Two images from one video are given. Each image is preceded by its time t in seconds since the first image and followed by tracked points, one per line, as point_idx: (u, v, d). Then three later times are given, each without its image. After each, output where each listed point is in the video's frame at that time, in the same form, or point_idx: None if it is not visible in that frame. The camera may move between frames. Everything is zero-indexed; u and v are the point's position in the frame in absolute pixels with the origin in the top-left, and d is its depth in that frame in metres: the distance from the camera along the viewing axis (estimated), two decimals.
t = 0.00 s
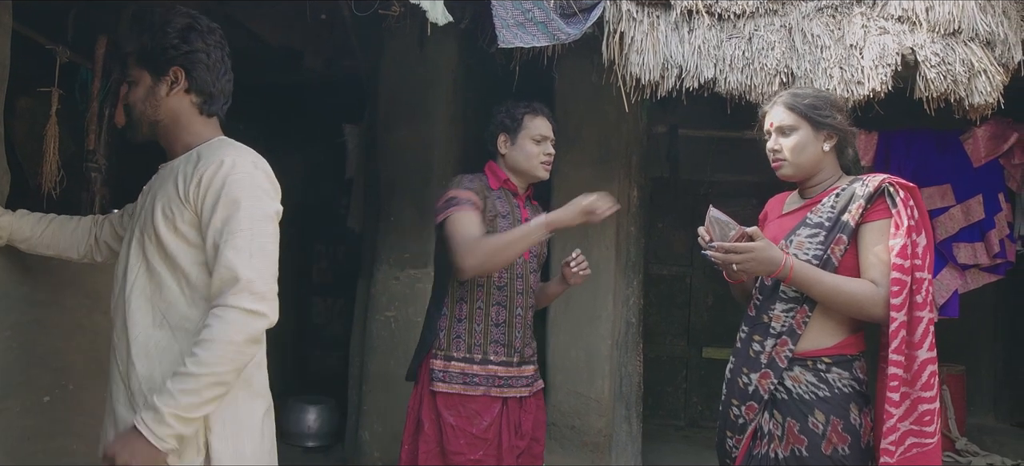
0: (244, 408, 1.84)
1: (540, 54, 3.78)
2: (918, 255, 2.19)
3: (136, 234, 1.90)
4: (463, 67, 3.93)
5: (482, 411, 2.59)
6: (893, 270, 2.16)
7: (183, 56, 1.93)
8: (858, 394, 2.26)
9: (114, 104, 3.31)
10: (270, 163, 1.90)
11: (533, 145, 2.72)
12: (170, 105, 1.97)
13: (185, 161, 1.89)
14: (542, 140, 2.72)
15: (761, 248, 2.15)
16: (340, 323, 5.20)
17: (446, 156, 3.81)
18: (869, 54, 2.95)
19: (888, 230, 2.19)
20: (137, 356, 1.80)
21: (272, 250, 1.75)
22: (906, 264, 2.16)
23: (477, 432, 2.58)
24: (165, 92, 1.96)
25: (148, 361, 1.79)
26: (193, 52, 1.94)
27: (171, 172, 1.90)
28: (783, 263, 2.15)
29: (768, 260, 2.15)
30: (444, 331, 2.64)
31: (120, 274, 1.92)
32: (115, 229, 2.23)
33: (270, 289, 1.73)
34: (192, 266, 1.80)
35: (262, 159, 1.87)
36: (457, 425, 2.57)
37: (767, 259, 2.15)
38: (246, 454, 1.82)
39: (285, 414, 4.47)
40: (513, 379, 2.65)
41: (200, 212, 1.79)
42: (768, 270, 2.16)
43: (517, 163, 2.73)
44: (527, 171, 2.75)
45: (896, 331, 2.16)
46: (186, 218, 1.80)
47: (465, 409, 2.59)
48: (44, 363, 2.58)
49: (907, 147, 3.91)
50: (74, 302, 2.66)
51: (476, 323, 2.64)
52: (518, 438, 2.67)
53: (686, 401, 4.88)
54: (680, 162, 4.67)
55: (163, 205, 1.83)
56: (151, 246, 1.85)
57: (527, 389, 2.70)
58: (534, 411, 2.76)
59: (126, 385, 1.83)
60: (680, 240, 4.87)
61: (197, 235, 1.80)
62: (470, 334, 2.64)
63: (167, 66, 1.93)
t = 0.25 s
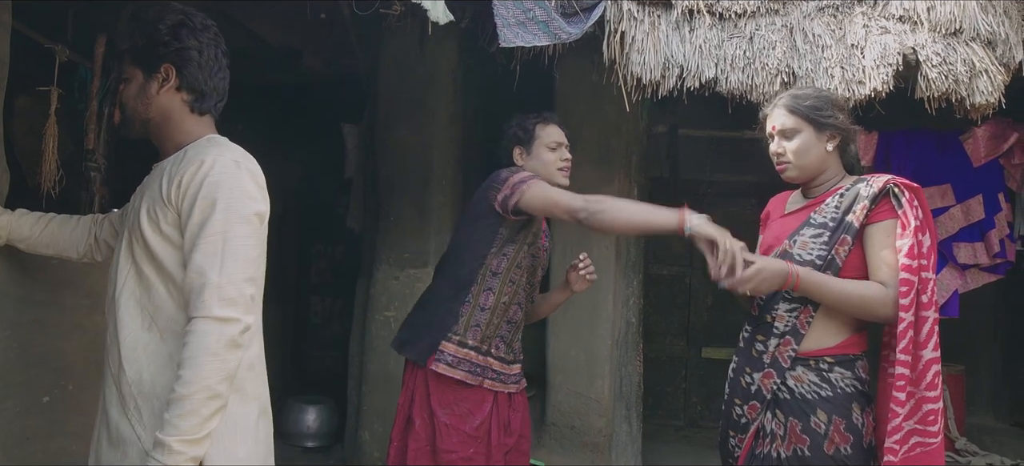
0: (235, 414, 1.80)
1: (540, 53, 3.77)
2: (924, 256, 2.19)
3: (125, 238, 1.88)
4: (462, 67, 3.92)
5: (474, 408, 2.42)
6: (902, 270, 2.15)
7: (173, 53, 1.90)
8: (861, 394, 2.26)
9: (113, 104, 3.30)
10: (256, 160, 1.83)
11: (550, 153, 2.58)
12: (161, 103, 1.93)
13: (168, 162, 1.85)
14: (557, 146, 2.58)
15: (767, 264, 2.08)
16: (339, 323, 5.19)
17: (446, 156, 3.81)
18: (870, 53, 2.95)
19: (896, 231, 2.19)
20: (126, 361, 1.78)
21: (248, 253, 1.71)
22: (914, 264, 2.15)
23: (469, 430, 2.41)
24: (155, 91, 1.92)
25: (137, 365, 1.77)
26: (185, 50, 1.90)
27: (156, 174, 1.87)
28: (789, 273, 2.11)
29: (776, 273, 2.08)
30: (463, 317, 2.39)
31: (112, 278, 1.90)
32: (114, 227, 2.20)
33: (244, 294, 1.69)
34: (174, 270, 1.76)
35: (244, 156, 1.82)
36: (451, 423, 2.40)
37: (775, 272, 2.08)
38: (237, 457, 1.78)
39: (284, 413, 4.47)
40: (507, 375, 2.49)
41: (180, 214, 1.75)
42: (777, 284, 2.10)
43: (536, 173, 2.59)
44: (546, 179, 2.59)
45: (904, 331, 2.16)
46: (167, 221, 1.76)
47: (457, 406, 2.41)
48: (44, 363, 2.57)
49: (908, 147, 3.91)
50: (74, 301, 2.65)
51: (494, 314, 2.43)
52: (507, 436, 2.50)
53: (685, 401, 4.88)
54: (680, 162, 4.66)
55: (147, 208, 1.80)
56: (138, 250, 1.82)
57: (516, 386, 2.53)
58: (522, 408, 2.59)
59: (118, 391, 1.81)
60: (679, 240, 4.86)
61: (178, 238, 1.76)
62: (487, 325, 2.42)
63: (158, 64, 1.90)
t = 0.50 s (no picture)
0: (228, 413, 1.80)
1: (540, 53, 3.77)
2: (924, 255, 2.19)
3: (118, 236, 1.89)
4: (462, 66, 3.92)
5: (484, 409, 2.44)
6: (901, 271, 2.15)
7: (167, 51, 1.89)
8: (863, 393, 2.26)
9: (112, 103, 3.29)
10: (243, 158, 1.82)
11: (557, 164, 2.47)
12: (155, 100, 1.93)
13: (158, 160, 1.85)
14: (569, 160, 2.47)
15: (758, 288, 2.14)
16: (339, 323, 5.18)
17: (446, 156, 3.80)
18: (871, 53, 2.96)
19: (895, 231, 2.19)
20: (116, 362, 1.78)
21: (228, 252, 1.69)
22: (913, 265, 2.15)
23: (477, 429, 2.43)
24: (149, 88, 1.91)
25: (128, 366, 1.77)
26: (180, 48, 1.89)
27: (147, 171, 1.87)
28: (781, 291, 2.15)
29: (767, 294, 2.14)
30: (472, 323, 2.41)
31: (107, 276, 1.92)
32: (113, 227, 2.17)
33: (222, 293, 1.67)
34: (158, 269, 1.76)
35: (232, 156, 1.80)
36: (459, 422, 2.41)
37: (765, 294, 2.14)
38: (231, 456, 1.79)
39: (284, 414, 4.46)
40: (518, 378, 2.51)
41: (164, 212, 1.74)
42: (770, 304, 2.15)
43: (541, 180, 2.50)
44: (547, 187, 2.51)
45: (905, 332, 2.16)
46: (153, 219, 1.76)
47: (468, 406, 2.42)
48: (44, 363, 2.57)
49: (907, 146, 3.92)
50: (74, 301, 2.64)
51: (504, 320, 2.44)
52: (512, 436, 2.53)
53: (684, 400, 4.88)
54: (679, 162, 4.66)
55: (135, 205, 1.81)
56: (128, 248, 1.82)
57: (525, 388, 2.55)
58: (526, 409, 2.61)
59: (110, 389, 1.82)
60: (678, 240, 4.86)
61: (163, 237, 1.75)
62: (496, 329, 2.42)
63: (153, 62, 1.89)
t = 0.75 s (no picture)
0: (223, 411, 1.81)
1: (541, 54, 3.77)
2: (915, 253, 2.19)
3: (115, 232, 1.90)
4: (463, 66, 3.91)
5: (469, 409, 2.41)
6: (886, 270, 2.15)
7: (170, 51, 1.88)
8: (862, 394, 2.26)
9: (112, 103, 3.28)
10: (236, 165, 1.82)
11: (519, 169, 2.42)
12: (155, 100, 1.92)
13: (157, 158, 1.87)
14: (536, 167, 2.41)
15: (751, 282, 2.19)
16: (338, 323, 5.18)
17: (446, 156, 3.80)
18: (872, 54, 2.96)
19: (883, 230, 2.18)
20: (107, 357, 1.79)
21: (205, 255, 1.67)
22: (900, 263, 2.15)
23: (462, 431, 2.41)
24: (149, 88, 1.91)
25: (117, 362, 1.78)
26: (181, 49, 1.89)
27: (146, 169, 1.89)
28: (771, 286, 2.19)
29: (759, 289, 2.19)
30: (436, 320, 2.46)
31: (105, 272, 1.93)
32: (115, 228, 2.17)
33: (193, 296, 1.65)
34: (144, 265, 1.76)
35: (227, 162, 1.80)
36: (443, 423, 2.41)
37: (757, 288, 2.19)
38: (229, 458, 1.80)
39: (284, 414, 4.46)
40: (507, 376, 2.44)
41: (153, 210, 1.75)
42: (762, 300, 2.19)
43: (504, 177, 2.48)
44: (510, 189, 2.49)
45: (895, 331, 2.16)
46: (143, 215, 1.77)
47: (452, 407, 2.42)
48: (45, 364, 2.57)
49: (908, 147, 3.92)
50: (75, 302, 2.64)
51: (468, 315, 2.45)
52: (509, 439, 2.47)
53: (684, 401, 4.88)
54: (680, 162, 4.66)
55: (129, 200, 1.82)
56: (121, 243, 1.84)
57: (521, 388, 2.47)
58: (530, 412, 2.52)
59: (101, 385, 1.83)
60: (678, 240, 4.86)
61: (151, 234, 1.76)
62: (462, 325, 2.44)
63: (153, 62, 1.89)
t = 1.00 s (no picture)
0: (224, 414, 1.80)
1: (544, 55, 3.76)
2: (916, 253, 2.19)
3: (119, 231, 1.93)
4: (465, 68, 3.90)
5: (442, 413, 2.38)
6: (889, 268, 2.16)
7: (175, 55, 1.88)
8: (864, 396, 2.26)
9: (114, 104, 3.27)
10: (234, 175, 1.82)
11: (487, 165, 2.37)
12: (159, 102, 1.91)
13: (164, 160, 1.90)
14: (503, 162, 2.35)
15: (753, 284, 2.19)
16: (338, 324, 5.17)
17: (448, 158, 3.80)
18: (875, 57, 2.96)
19: (884, 229, 2.18)
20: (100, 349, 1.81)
21: (174, 250, 1.65)
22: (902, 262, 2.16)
23: (436, 435, 2.38)
24: (154, 90, 1.90)
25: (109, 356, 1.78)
26: (185, 52, 1.88)
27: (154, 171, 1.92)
28: (773, 288, 2.19)
29: (762, 291, 2.18)
30: (410, 326, 2.45)
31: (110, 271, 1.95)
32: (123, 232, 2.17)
33: (146, 287, 1.62)
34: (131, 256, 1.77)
35: (226, 169, 1.81)
36: (418, 426, 2.39)
37: (759, 290, 2.18)
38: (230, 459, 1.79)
39: (285, 415, 4.45)
40: (480, 380, 2.39)
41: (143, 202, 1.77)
42: (765, 302, 2.19)
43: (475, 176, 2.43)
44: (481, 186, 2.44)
45: (896, 330, 2.16)
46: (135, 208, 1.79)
47: (428, 410, 2.39)
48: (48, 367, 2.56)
49: (909, 148, 3.92)
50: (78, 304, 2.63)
51: (440, 319, 2.43)
52: (484, 446, 2.40)
53: (684, 402, 4.88)
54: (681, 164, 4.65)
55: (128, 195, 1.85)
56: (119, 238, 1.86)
57: (498, 393, 2.40)
58: (511, 419, 2.44)
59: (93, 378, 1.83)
60: (679, 241, 4.86)
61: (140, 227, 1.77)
62: (434, 329, 2.43)
63: (158, 64, 1.88)
